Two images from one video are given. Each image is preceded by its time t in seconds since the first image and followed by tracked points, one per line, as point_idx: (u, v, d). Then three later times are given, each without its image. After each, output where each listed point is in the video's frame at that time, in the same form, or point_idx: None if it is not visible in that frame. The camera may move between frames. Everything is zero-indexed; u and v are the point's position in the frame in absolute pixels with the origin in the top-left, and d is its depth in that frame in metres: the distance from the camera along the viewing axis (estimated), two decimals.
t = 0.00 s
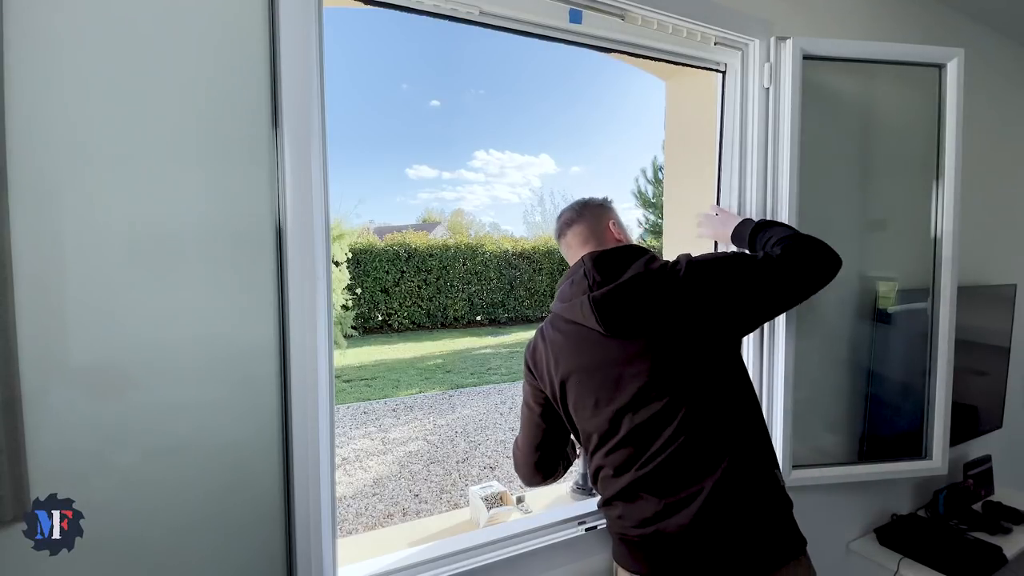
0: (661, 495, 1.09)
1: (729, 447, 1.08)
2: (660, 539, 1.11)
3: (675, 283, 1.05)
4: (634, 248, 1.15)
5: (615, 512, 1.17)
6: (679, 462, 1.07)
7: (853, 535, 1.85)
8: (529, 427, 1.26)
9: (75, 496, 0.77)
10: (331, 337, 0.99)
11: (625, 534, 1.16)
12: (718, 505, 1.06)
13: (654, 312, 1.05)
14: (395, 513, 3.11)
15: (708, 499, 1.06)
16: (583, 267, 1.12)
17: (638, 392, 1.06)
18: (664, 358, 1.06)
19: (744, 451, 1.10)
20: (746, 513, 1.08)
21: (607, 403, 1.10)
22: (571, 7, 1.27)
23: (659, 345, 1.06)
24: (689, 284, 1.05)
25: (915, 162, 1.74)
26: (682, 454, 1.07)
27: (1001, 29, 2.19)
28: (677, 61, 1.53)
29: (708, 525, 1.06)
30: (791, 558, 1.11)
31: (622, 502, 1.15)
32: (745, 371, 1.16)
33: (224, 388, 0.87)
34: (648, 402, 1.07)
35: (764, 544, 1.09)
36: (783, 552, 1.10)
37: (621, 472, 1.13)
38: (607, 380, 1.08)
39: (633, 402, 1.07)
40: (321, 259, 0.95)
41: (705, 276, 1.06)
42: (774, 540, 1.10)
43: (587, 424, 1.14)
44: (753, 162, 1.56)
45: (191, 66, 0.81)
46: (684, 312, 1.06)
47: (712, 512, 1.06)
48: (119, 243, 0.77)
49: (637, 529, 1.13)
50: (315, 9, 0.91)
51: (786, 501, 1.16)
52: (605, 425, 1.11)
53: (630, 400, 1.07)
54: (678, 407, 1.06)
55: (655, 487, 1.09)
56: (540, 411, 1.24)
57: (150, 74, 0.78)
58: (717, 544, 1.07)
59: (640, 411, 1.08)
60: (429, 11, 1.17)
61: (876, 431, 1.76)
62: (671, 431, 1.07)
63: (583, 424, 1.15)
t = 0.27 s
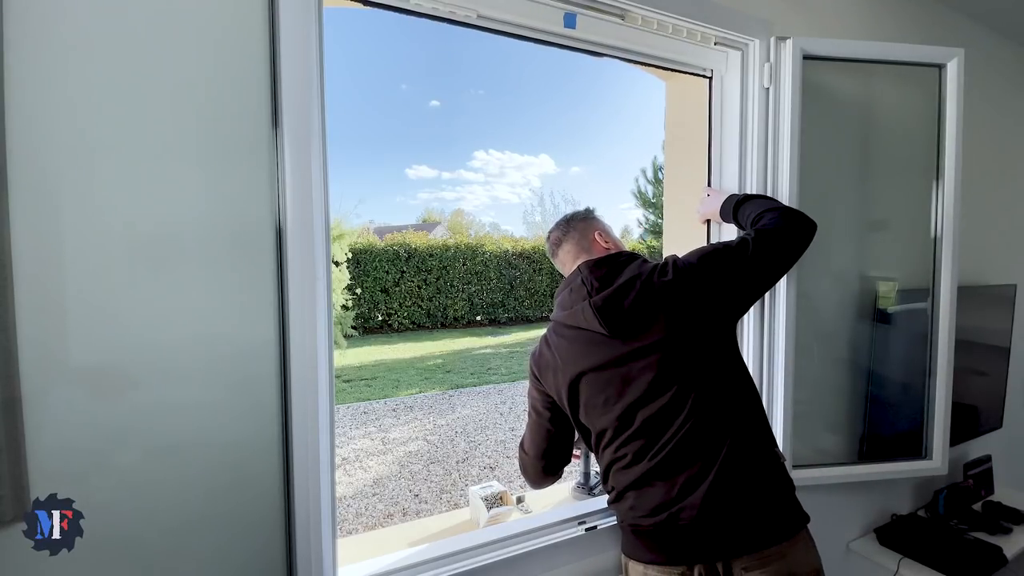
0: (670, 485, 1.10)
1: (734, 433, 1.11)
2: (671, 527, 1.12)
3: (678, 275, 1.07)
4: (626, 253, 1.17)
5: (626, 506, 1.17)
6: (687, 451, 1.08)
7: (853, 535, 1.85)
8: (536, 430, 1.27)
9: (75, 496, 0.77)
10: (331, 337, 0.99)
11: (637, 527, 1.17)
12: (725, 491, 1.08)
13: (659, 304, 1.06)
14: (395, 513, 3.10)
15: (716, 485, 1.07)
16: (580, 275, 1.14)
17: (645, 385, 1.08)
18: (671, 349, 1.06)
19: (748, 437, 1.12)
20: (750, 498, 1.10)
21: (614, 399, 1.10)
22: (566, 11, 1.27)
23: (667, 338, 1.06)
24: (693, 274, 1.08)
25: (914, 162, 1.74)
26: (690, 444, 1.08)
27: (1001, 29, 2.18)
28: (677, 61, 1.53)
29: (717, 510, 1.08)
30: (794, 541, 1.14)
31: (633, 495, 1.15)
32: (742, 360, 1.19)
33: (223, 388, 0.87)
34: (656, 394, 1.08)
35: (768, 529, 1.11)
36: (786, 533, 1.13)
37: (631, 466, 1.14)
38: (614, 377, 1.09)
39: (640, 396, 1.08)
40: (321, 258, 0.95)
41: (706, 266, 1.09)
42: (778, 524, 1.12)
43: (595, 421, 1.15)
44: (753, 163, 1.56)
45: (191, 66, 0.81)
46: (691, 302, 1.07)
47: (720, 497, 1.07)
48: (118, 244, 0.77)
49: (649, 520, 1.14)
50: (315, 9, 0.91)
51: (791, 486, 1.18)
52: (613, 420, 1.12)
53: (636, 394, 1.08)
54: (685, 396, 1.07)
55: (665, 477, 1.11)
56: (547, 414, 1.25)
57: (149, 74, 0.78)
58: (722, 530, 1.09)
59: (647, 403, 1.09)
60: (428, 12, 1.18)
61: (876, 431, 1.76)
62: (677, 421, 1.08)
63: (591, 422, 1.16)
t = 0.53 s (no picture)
0: (670, 486, 1.10)
1: (733, 434, 1.11)
2: (668, 528, 1.12)
3: (678, 273, 1.08)
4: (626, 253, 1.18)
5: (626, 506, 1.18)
6: (686, 452, 1.08)
7: (853, 535, 1.85)
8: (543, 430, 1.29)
9: (75, 496, 0.77)
10: (331, 337, 0.99)
11: (636, 529, 1.17)
12: (724, 492, 1.07)
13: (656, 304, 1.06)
14: (395, 513, 3.10)
15: (717, 486, 1.07)
16: (580, 277, 1.15)
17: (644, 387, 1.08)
18: (671, 350, 1.06)
19: (747, 437, 1.13)
20: (750, 499, 1.09)
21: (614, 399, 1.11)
22: (566, 11, 1.27)
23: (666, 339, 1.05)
24: (694, 272, 1.08)
25: (914, 162, 1.74)
26: (689, 444, 1.08)
27: (1002, 29, 2.18)
28: (677, 61, 1.53)
29: (717, 512, 1.07)
30: (794, 542, 1.13)
31: (632, 496, 1.16)
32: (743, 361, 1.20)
33: (223, 389, 0.87)
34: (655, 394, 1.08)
35: (769, 529, 1.10)
36: (787, 533, 1.12)
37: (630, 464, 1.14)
38: (614, 377, 1.10)
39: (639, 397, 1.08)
40: (321, 258, 0.95)
41: (708, 266, 1.09)
42: (779, 524, 1.12)
43: (597, 421, 1.16)
44: (753, 162, 1.56)
45: (191, 65, 0.81)
46: (693, 303, 1.07)
47: (720, 498, 1.07)
48: (117, 244, 0.77)
49: (648, 521, 1.14)
50: (315, 9, 0.91)
51: (792, 488, 1.18)
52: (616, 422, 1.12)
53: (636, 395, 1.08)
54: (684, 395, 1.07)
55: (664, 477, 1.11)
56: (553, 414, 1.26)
57: (149, 74, 0.78)
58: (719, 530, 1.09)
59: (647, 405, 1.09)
60: (429, 12, 1.18)
61: (876, 431, 1.76)
62: (676, 421, 1.08)
63: (593, 422, 1.17)
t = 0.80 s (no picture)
0: (667, 484, 1.11)
1: (731, 434, 1.11)
2: (664, 527, 1.12)
3: (677, 274, 1.07)
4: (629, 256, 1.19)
5: (625, 506, 1.18)
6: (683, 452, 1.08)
7: (853, 535, 1.85)
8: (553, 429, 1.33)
9: (75, 496, 0.77)
10: (331, 336, 0.99)
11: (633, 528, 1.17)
12: (721, 493, 1.07)
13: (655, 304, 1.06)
14: (395, 513, 3.10)
15: (712, 485, 1.07)
16: (581, 278, 1.19)
17: (641, 385, 1.09)
18: (670, 348, 1.07)
19: (746, 438, 1.13)
20: (739, 503, 1.09)
21: (613, 396, 1.14)
22: (566, 11, 1.27)
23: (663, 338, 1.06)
24: (695, 272, 1.07)
25: (914, 162, 1.74)
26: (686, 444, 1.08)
27: (1002, 29, 2.18)
28: (677, 61, 1.53)
29: (713, 511, 1.08)
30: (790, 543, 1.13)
31: (631, 494, 1.17)
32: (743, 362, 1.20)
33: (223, 388, 0.87)
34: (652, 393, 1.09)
35: (767, 531, 1.10)
36: (783, 535, 1.12)
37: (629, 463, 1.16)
38: (613, 375, 1.12)
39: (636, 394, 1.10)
40: (320, 258, 0.95)
41: (709, 265, 1.09)
42: (776, 525, 1.11)
43: (598, 419, 1.18)
44: (753, 163, 1.56)
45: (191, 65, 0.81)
46: (693, 303, 1.07)
47: (716, 499, 1.07)
48: (117, 243, 0.77)
49: (644, 520, 1.14)
50: (315, 8, 0.91)
51: (790, 488, 1.18)
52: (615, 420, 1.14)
53: (634, 393, 1.10)
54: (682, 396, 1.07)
55: (661, 477, 1.11)
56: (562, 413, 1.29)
57: (149, 74, 0.78)
58: (715, 530, 1.09)
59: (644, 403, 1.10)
60: (428, 12, 1.18)
61: (876, 431, 1.76)
62: (673, 420, 1.09)
63: (595, 421, 1.19)
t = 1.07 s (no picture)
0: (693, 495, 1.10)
1: (751, 440, 1.10)
2: (672, 528, 1.13)
3: (690, 274, 1.06)
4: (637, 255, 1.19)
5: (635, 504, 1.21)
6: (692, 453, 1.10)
7: (853, 535, 1.85)
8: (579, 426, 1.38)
9: (75, 496, 0.77)
10: (331, 336, 0.99)
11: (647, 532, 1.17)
12: (730, 495, 1.09)
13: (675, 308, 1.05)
14: (395, 513, 3.09)
15: (726, 491, 1.09)
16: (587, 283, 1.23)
17: (648, 384, 1.12)
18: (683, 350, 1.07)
19: (768, 445, 1.12)
20: (750, 507, 1.09)
21: (622, 396, 1.17)
22: (566, 11, 1.27)
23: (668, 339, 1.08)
24: (723, 276, 1.06)
25: (915, 162, 1.74)
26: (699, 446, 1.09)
27: (1002, 29, 2.18)
28: (677, 61, 1.53)
29: (722, 513, 1.09)
30: (807, 552, 1.12)
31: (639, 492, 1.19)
32: (774, 367, 1.18)
33: (223, 389, 0.87)
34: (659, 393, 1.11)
35: (781, 537, 1.10)
36: (796, 542, 1.12)
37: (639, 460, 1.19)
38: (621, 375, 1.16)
39: (643, 394, 1.13)
40: (320, 258, 0.95)
41: (739, 272, 1.07)
42: (790, 531, 1.12)
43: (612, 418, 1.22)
44: (753, 162, 1.56)
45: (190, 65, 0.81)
46: (721, 309, 1.06)
47: (731, 501, 1.09)
48: (117, 244, 0.77)
49: (650, 518, 1.17)
50: (315, 10, 0.91)
51: (809, 497, 1.17)
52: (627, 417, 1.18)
53: (641, 392, 1.13)
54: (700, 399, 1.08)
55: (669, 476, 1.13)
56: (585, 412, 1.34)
57: (149, 74, 0.78)
58: (724, 534, 1.09)
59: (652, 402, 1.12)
60: (428, 13, 1.18)
61: (877, 431, 1.76)
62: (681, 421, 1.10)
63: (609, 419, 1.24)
